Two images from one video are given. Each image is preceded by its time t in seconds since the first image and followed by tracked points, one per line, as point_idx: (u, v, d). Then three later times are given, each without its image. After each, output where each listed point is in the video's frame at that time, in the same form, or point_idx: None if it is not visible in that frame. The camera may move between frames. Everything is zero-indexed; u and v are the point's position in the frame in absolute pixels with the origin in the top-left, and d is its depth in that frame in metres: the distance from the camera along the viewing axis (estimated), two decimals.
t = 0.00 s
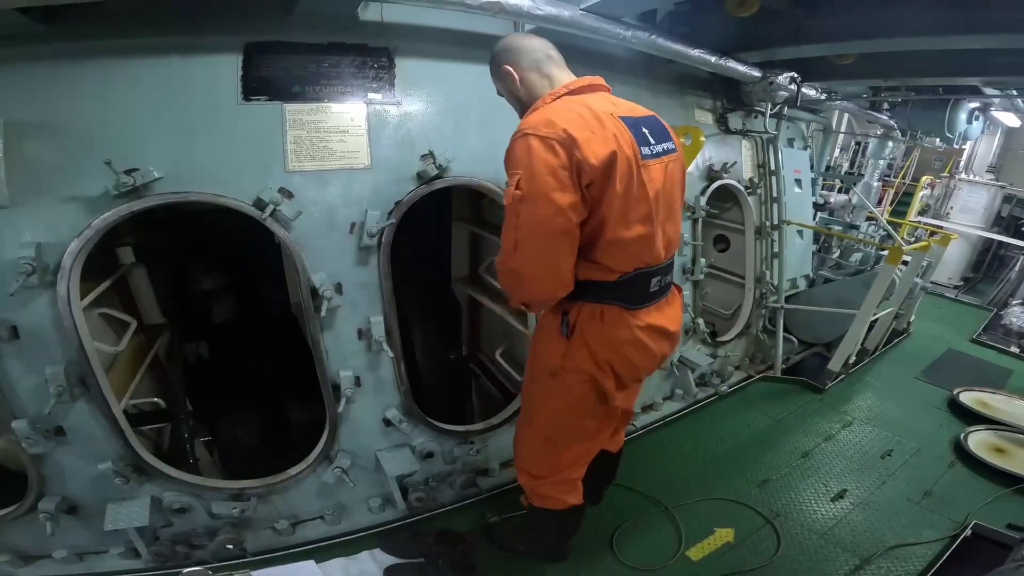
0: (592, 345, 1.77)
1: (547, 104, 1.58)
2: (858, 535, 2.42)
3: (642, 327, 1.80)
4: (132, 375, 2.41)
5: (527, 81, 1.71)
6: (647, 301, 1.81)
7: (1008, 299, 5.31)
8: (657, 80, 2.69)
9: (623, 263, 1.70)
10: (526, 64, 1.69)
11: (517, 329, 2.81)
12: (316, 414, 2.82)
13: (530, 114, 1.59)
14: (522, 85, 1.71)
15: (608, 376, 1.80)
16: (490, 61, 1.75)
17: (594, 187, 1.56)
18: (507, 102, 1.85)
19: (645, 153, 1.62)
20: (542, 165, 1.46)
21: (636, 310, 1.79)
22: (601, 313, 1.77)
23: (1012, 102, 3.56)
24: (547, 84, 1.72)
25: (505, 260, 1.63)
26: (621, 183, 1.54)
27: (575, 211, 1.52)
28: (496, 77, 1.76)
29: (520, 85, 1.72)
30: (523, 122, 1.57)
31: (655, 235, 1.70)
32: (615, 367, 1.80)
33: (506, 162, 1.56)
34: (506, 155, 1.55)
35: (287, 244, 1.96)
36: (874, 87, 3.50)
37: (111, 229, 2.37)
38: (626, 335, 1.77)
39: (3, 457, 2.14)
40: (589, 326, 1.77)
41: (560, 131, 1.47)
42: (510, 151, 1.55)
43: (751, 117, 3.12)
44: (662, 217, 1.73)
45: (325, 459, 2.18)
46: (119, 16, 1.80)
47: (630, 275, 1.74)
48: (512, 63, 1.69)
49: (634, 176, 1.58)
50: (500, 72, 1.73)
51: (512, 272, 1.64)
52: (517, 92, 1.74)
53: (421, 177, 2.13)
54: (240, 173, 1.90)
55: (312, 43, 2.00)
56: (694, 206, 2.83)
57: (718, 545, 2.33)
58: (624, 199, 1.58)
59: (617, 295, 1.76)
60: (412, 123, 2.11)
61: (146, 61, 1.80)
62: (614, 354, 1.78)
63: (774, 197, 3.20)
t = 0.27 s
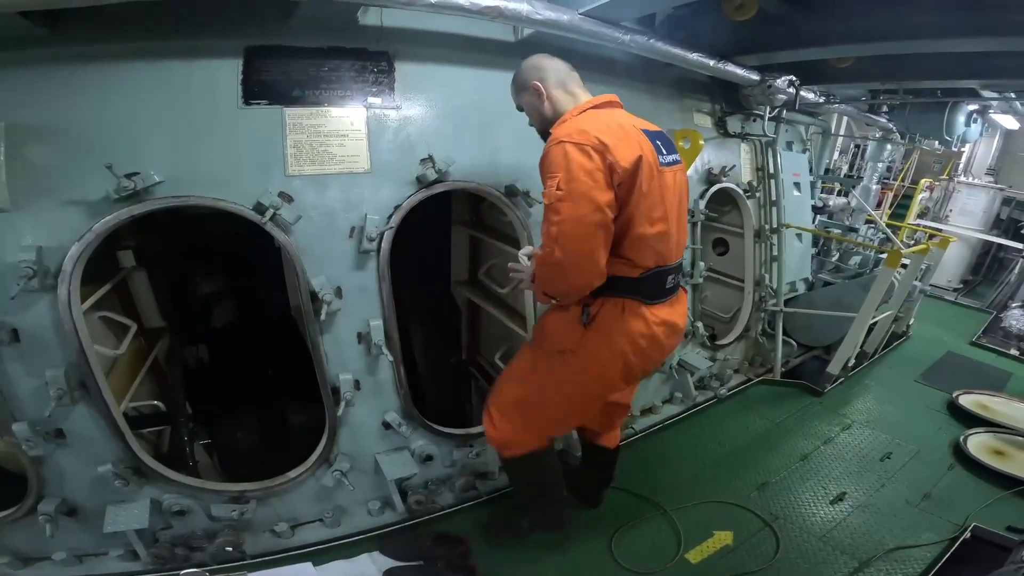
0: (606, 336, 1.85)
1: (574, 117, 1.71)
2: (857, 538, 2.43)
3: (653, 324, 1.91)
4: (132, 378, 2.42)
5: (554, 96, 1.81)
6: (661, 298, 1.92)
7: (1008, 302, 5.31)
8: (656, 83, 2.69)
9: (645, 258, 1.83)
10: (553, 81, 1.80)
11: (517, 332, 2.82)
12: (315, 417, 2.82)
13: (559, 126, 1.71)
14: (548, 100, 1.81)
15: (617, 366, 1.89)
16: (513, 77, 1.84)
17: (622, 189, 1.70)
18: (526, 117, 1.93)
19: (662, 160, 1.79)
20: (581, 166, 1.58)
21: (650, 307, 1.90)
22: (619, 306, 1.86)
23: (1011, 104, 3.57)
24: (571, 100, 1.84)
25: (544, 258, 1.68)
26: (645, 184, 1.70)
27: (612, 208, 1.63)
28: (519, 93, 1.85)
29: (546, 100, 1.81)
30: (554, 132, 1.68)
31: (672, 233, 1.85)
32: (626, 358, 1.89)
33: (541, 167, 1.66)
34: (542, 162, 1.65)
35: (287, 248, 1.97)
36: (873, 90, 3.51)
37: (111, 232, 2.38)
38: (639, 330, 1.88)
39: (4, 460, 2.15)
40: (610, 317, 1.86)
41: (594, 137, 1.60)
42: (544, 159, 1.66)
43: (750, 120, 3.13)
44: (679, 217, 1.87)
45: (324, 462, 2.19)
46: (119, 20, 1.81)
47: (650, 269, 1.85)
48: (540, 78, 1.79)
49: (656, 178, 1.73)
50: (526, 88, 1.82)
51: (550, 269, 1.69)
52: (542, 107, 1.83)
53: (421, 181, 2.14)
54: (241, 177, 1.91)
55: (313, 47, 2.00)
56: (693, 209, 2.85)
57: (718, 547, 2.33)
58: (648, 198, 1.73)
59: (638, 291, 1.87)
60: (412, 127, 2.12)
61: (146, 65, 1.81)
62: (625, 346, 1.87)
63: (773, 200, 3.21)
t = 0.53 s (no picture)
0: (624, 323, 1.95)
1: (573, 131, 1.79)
2: (856, 540, 2.43)
3: (665, 308, 2.02)
4: (134, 380, 2.43)
5: (540, 116, 1.90)
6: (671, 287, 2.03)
7: (1008, 305, 5.31)
8: (655, 86, 2.71)
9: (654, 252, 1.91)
10: (539, 101, 1.88)
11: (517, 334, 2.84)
12: (316, 417, 2.82)
13: (559, 142, 1.78)
14: (535, 121, 1.90)
15: (634, 350, 2.01)
16: (501, 99, 1.93)
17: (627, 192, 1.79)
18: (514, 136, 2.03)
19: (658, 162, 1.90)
20: (592, 171, 1.65)
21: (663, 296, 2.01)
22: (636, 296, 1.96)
23: (1011, 107, 3.57)
24: (557, 119, 1.92)
25: (566, 265, 1.69)
26: (649, 184, 1.80)
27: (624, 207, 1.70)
28: (507, 113, 1.94)
29: (533, 121, 1.90)
30: (557, 146, 1.75)
31: (674, 229, 1.95)
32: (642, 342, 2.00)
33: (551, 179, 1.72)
34: (551, 173, 1.71)
35: (288, 250, 1.98)
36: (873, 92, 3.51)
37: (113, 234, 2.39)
38: (653, 314, 1.98)
39: (5, 460, 2.16)
40: (624, 308, 1.95)
41: (600, 146, 1.69)
42: (553, 172, 1.71)
43: (749, 123, 3.15)
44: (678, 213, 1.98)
45: (325, 463, 2.21)
46: (122, 24, 1.82)
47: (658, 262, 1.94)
48: (526, 100, 1.88)
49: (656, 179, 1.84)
50: (513, 109, 1.91)
51: (573, 274, 1.70)
52: (529, 127, 1.92)
53: (421, 184, 2.15)
54: (243, 180, 1.92)
55: (314, 51, 2.02)
56: (693, 212, 2.86)
57: (718, 549, 2.33)
58: (652, 198, 1.82)
59: (649, 283, 1.96)
60: (413, 130, 2.13)
61: (149, 67, 1.82)
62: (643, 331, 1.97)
63: (773, 203, 3.22)
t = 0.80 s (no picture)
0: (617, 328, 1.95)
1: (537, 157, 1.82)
2: (860, 542, 2.41)
3: (661, 309, 2.00)
4: (138, 380, 2.45)
5: (508, 162, 1.89)
6: (666, 286, 2.00)
7: (1013, 307, 5.28)
8: (658, 88, 2.71)
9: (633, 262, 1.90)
10: (505, 147, 1.86)
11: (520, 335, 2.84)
12: (320, 418, 2.87)
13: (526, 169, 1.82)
14: (505, 166, 1.89)
15: (632, 353, 2.01)
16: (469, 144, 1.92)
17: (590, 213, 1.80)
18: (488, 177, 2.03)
19: (625, 174, 1.88)
20: (547, 202, 1.68)
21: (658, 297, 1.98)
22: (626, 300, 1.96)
23: (1016, 108, 3.55)
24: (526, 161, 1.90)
25: (525, 291, 1.75)
26: (614, 200, 1.79)
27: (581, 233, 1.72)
28: (477, 159, 1.93)
29: (503, 167, 1.90)
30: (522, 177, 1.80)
31: (653, 236, 1.92)
32: (638, 345, 1.99)
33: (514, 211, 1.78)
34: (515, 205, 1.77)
35: (291, 251, 1.99)
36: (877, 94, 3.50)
37: (117, 235, 2.41)
38: (648, 316, 1.97)
39: (9, 460, 2.17)
40: (618, 312, 1.96)
41: (555, 176, 1.70)
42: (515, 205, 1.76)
43: (753, 124, 3.15)
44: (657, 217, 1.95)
45: (327, 464, 2.21)
46: (128, 26, 1.84)
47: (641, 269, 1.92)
48: (493, 147, 1.86)
49: (622, 192, 1.83)
50: (482, 156, 1.90)
51: (532, 300, 1.76)
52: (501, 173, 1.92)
53: (424, 185, 2.16)
54: (247, 182, 1.93)
55: (318, 52, 2.02)
56: (696, 213, 2.86)
57: (720, 552, 2.32)
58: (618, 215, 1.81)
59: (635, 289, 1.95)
60: (416, 131, 2.13)
61: (153, 69, 1.83)
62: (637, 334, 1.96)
63: (777, 204, 3.21)
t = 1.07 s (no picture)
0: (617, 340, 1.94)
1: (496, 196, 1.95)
2: (865, 546, 2.38)
3: (657, 313, 1.99)
4: (139, 379, 2.45)
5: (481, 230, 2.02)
6: (656, 291, 1.99)
7: (1021, 311, 5.23)
8: (662, 88, 2.69)
9: (606, 283, 1.94)
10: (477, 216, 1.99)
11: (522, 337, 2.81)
12: (320, 418, 2.90)
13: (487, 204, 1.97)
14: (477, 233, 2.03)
15: (641, 360, 2.01)
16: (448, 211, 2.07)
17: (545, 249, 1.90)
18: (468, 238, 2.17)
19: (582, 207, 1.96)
20: (495, 241, 1.84)
21: (653, 302, 1.98)
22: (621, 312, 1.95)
23: None
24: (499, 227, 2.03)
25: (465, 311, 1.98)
26: (567, 236, 1.89)
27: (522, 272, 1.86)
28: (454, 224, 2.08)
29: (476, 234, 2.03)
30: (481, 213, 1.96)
31: (625, 260, 1.96)
32: (639, 353, 1.99)
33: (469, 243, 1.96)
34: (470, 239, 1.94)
35: (292, 250, 1.97)
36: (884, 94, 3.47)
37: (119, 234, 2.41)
38: (647, 323, 1.95)
39: (8, 459, 2.16)
40: (629, 323, 1.93)
41: (509, 229, 1.82)
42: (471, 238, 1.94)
43: (759, 125, 3.12)
44: (624, 235, 1.99)
45: (327, 464, 2.20)
46: (130, 24, 1.83)
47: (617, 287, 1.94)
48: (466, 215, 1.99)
49: (580, 226, 1.91)
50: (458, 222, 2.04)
51: (471, 317, 2.00)
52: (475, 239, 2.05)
53: (427, 185, 2.14)
54: (247, 181, 1.92)
55: (320, 50, 2.01)
56: (700, 214, 2.84)
57: (722, 556, 2.29)
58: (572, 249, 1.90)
59: (619, 303, 1.96)
60: (418, 130, 2.12)
61: (155, 67, 1.83)
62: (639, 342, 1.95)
63: (782, 206, 3.20)
